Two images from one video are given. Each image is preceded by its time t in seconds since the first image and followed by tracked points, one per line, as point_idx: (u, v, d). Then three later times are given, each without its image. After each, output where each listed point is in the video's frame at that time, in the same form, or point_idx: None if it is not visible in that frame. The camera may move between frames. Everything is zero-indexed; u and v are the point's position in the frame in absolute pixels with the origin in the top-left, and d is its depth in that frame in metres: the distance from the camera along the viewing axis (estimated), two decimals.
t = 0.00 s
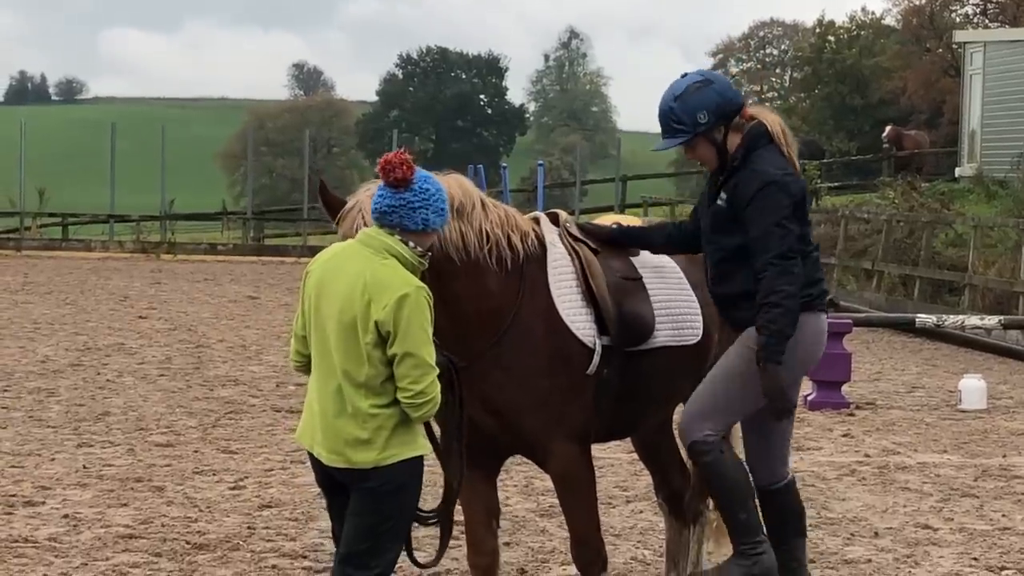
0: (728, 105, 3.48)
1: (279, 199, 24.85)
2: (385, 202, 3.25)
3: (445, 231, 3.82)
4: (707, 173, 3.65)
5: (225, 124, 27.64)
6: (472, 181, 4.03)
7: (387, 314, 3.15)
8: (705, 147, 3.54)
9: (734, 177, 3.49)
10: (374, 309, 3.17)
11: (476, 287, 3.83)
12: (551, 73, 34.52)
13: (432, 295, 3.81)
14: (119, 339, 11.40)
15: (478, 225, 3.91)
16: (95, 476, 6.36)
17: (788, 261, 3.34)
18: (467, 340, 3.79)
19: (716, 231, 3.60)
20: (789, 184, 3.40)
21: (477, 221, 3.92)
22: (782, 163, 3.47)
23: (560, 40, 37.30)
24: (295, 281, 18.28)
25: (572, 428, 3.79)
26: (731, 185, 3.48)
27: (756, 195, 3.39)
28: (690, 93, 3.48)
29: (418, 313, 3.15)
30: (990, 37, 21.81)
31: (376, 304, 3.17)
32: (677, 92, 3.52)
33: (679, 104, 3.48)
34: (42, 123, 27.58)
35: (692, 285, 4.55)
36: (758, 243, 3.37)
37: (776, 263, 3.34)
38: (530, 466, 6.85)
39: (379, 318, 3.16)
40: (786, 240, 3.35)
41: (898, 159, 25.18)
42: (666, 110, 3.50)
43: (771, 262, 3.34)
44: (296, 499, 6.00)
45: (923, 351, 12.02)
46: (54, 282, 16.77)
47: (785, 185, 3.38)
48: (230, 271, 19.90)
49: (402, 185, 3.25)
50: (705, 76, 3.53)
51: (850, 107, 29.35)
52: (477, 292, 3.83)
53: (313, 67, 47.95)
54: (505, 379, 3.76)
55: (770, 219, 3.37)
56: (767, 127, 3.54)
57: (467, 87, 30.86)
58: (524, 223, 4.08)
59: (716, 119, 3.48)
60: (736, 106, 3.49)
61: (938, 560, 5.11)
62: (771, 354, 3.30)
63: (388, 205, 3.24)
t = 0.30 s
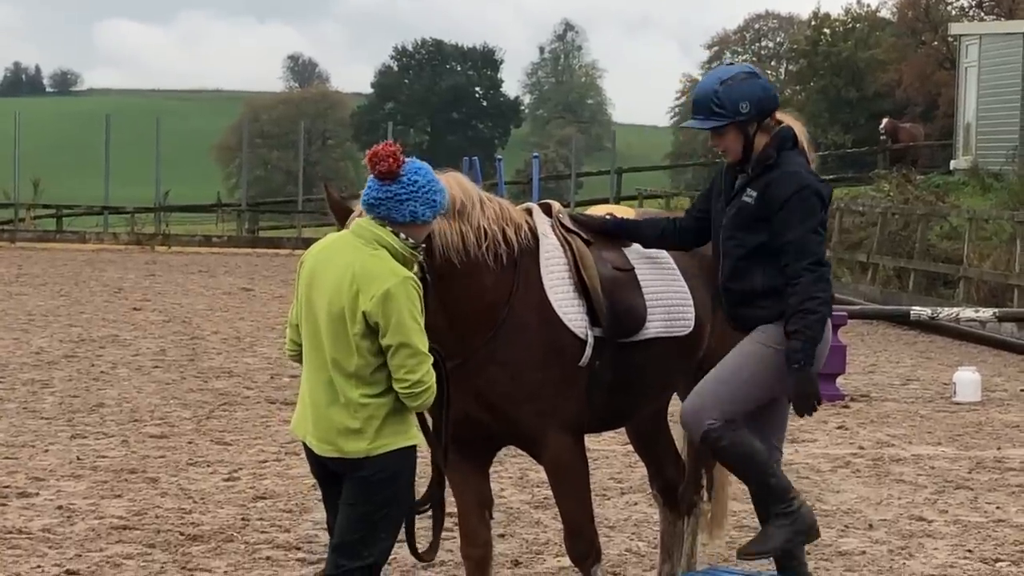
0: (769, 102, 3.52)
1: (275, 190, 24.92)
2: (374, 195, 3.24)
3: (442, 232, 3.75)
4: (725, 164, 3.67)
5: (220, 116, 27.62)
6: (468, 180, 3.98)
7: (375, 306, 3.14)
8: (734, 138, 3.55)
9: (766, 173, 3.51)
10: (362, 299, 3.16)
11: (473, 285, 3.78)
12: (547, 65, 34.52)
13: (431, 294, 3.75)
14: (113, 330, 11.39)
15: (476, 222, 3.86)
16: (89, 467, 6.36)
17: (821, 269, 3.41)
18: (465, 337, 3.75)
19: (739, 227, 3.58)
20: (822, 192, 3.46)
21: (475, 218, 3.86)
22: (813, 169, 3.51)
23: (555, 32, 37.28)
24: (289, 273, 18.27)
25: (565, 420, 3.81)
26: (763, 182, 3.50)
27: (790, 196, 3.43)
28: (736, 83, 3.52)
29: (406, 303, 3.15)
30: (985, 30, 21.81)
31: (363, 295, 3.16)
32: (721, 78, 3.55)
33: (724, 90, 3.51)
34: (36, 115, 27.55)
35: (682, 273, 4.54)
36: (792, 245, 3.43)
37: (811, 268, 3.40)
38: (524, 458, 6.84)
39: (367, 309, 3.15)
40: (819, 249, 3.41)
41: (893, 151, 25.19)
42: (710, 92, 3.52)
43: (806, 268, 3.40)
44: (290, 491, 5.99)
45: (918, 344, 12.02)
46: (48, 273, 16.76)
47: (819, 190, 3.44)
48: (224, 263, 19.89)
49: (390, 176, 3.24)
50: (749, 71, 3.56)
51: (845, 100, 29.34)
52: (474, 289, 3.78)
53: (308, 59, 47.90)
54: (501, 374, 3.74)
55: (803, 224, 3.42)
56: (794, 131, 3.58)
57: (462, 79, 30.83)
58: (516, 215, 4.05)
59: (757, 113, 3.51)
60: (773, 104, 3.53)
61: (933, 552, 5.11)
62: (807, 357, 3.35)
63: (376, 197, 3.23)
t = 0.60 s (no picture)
0: (769, 97, 3.55)
1: (268, 183, 24.89)
2: (369, 185, 3.23)
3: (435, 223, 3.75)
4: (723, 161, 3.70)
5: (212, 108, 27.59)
6: (461, 172, 3.98)
7: (365, 293, 3.14)
8: (734, 132, 3.59)
9: (761, 170, 3.54)
10: (354, 286, 3.16)
11: (467, 279, 3.78)
12: (540, 58, 34.49)
13: (423, 288, 3.74)
14: (105, 323, 11.38)
15: (469, 217, 3.86)
16: (81, 459, 6.35)
17: (810, 268, 3.45)
18: (457, 331, 3.75)
19: (736, 224, 3.59)
20: (818, 192, 3.49)
21: (466, 212, 3.86)
22: (811, 167, 3.54)
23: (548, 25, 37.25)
24: (282, 265, 18.25)
25: (557, 413, 3.80)
26: (759, 178, 3.52)
27: (786, 192, 3.46)
28: (738, 78, 3.56)
29: (399, 290, 3.15)
30: (978, 23, 21.80)
31: (355, 282, 3.16)
32: (724, 73, 3.59)
33: (726, 85, 3.55)
34: (29, 107, 27.52)
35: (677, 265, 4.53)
36: (784, 242, 3.45)
37: (800, 266, 3.44)
38: (516, 450, 6.84)
39: (358, 295, 3.15)
40: (809, 248, 3.45)
41: (886, 145, 25.19)
42: (712, 87, 3.57)
43: (796, 265, 3.44)
44: (283, 483, 5.99)
45: (911, 337, 12.02)
46: (40, 265, 16.73)
47: (814, 187, 3.47)
48: (218, 255, 19.87)
49: (386, 169, 3.23)
50: (751, 66, 3.61)
51: (839, 94, 29.32)
52: (467, 284, 3.78)
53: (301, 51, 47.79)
54: (494, 366, 3.74)
55: (797, 220, 3.45)
56: (792, 128, 3.62)
57: (455, 72, 30.78)
58: (509, 208, 4.05)
59: (757, 107, 3.55)
60: (773, 100, 3.56)
61: (924, 545, 5.12)
62: (778, 351, 3.40)
63: (372, 187, 3.23)
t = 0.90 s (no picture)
0: (772, 89, 3.57)
1: (264, 180, 24.91)
2: (373, 183, 3.25)
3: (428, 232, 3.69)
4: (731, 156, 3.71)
5: (209, 105, 27.58)
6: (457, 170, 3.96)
7: (364, 285, 3.15)
8: (739, 127, 3.60)
9: (772, 163, 3.56)
10: (353, 278, 3.17)
11: (464, 278, 3.76)
12: (537, 56, 34.47)
13: (418, 292, 3.72)
14: (101, 319, 11.38)
15: (465, 219, 3.83)
16: (77, 455, 6.35)
17: (823, 261, 3.46)
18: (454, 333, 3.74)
19: (748, 221, 3.61)
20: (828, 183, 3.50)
21: (463, 213, 3.84)
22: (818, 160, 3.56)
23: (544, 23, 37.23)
24: (279, 262, 18.24)
25: (554, 409, 3.82)
26: (771, 172, 3.54)
27: (797, 185, 3.48)
28: (742, 73, 3.57)
29: (395, 284, 3.15)
30: (974, 23, 21.83)
31: (354, 274, 3.17)
32: (728, 66, 3.61)
33: (730, 79, 3.56)
34: (26, 103, 27.50)
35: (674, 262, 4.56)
36: (797, 236, 3.47)
37: (814, 260, 3.45)
38: (512, 447, 6.85)
39: (357, 287, 3.16)
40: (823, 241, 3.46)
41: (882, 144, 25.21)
42: (717, 80, 3.57)
43: (810, 259, 3.45)
44: (278, 479, 5.99)
45: (906, 336, 12.04)
46: (36, 262, 16.72)
47: (826, 179, 3.48)
48: (213, 252, 19.90)
49: (393, 167, 3.24)
50: (754, 61, 3.63)
51: (835, 92, 29.39)
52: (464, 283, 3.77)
53: (298, 49, 47.72)
54: (491, 367, 3.74)
55: (810, 214, 3.47)
56: (795, 120, 3.64)
57: (452, 70, 30.80)
58: (504, 206, 4.04)
59: (762, 99, 3.56)
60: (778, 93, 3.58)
61: (919, 543, 5.13)
62: (786, 343, 3.40)
63: (378, 185, 3.24)
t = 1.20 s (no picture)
0: (772, 99, 3.56)
1: (262, 179, 24.92)
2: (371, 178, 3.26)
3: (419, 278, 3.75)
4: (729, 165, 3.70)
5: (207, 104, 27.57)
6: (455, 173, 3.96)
7: (360, 272, 3.15)
8: (739, 136, 3.58)
9: (775, 173, 3.56)
10: (349, 266, 3.18)
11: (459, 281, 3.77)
12: (535, 55, 34.44)
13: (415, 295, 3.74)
14: (99, 319, 11.37)
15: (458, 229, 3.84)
16: (74, 455, 6.34)
17: (833, 269, 3.49)
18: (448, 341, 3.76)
19: (752, 231, 3.61)
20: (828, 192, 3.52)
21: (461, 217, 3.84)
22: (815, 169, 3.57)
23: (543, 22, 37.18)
24: (277, 262, 18.22)
25: (553, 409, 3.81)
26: (776, 182, 3.54)
27: (803, 197, 3.49)
28: (742, 82, 3.55)
29: (391, 273, 3.15)
30: (973, 23, 21.83)
31: (352, 261, 3.18)
32: (727, 77, 3.59)
33: (730, 90, 3.54)
34: (23, 103, 27.49)
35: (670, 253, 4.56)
36: (806, 245, 3.49)
37: (825, 269, 3.48)
38: (510, 448, 6.84)
39: (352, 274, 3.17)
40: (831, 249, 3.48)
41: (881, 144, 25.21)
42: (717, 91, 3.55)
43: (821, 270, 3.48)
44: (276, 479, 5.98)
45: (905, 336, 12.03)
46: (34, 261, 16.70)
47: (829, 189, 3.50)
48: (211, 251, 19.89)
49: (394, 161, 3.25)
50: (754, 70, 3.61)
51: (833, 92, 29.44)
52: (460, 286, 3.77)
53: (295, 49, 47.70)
54: (487, 369, 3.75)
55: (816, 224, 3.49)
56: (794, 130, 3.63)
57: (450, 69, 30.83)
58: (503, 209, 4.03)
59: (762, 108, 3.54)
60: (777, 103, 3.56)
61: (918, 543, 5.12)
62: (816, 356, 3.43)
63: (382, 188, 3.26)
